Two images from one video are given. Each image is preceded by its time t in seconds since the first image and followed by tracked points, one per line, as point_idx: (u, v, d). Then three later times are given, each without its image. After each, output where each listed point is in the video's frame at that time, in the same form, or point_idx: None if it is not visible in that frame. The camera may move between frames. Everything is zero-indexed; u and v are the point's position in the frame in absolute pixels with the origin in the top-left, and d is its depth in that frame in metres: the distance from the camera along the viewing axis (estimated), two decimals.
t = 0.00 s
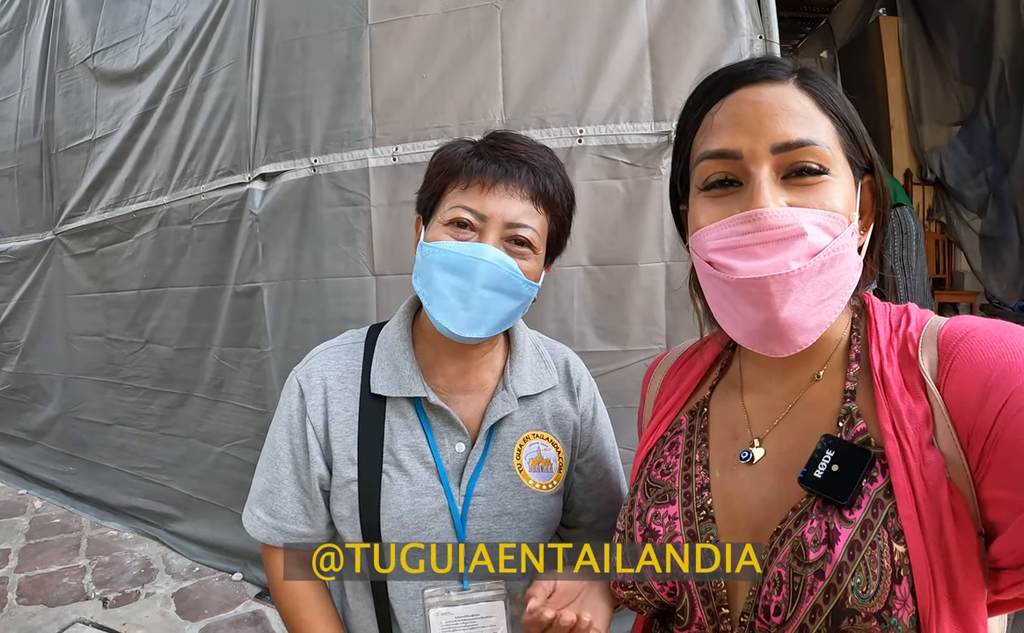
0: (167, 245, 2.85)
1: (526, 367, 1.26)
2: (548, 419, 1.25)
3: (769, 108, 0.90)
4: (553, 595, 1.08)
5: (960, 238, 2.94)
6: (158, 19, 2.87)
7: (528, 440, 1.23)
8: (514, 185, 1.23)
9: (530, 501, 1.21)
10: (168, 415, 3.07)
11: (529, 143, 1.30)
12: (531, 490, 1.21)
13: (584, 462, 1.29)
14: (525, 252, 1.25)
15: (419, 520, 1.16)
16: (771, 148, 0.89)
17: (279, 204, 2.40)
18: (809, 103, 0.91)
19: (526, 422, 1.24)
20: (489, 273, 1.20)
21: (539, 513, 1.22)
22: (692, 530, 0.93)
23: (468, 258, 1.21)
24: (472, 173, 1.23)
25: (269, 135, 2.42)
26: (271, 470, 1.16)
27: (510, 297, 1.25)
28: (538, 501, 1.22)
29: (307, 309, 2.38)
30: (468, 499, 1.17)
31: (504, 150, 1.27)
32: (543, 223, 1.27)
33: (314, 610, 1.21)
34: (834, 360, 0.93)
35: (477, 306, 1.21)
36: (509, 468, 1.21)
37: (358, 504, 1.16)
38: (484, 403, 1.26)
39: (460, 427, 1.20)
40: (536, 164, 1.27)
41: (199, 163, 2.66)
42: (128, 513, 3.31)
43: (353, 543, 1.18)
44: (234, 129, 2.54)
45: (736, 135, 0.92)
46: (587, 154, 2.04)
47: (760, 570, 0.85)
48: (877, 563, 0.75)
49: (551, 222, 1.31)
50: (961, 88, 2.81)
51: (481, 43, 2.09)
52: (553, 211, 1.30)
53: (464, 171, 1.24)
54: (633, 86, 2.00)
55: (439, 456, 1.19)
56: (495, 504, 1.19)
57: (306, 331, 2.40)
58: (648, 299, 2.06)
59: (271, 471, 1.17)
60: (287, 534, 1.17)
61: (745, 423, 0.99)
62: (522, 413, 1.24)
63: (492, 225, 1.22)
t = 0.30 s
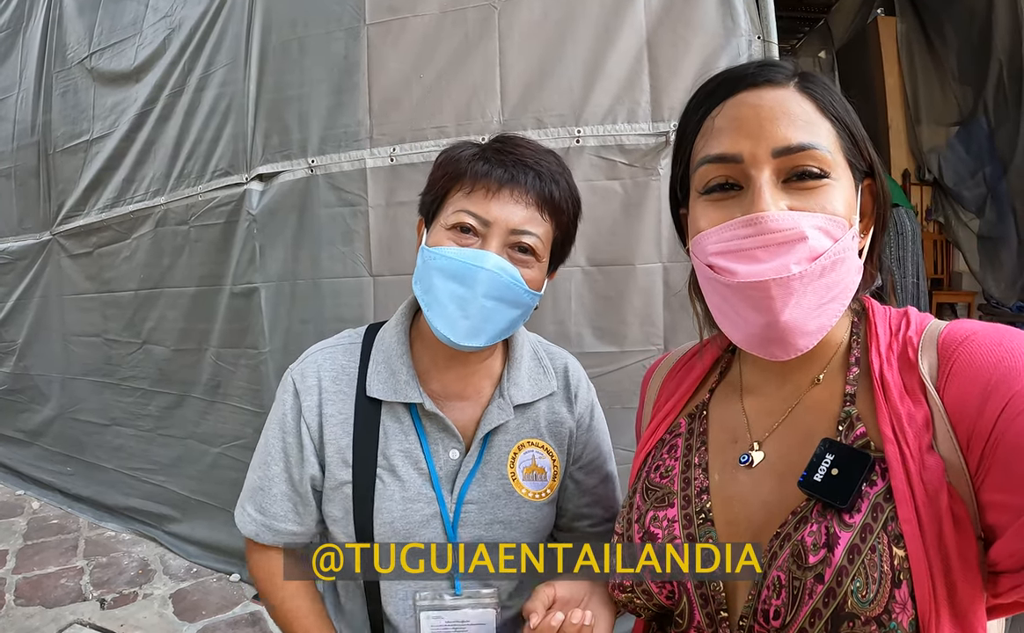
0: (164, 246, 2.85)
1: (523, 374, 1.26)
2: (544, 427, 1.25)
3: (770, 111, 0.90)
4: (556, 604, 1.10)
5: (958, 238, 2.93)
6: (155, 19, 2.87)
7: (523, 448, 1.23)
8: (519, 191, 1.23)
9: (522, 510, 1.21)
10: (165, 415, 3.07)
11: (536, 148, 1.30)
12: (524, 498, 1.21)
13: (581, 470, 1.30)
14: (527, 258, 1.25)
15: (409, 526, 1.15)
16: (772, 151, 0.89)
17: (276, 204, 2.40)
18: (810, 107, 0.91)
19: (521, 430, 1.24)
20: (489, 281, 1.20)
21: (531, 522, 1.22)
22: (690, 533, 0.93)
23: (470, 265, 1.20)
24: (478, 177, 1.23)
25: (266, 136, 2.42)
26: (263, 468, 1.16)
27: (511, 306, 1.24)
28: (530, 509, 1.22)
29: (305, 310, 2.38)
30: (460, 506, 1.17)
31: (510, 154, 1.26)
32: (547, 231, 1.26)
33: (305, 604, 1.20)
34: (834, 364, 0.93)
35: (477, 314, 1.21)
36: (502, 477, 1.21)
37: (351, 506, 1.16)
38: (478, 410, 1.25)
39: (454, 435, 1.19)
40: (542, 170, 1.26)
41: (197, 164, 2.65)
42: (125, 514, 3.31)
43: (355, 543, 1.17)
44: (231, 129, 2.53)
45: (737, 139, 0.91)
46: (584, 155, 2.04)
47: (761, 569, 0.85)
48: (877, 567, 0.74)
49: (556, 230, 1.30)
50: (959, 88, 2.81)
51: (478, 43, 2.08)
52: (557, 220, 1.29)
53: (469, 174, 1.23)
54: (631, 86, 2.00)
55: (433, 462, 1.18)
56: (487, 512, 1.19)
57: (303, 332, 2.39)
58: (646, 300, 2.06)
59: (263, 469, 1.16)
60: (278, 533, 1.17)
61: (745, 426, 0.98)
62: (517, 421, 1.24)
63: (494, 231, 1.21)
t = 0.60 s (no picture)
0: (161, 245, 2.84)
1: (515, 375, 1.27)
2: (533, 426, 1.25)
3: (768, 109, 0.90)
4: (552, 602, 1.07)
5: (955, 237, 2.92)
6: (153, 18, 2.86)
7: (512, 448, 1.24)
8: (521, 199, 1.22)
9: (508, 510, 1.23)
10: (163, 415, 3.06)
11: (540, 153, 1.29)
12: (512, 499, 1.23)
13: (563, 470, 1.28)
14: (524, 268, 1.26)
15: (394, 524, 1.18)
16: (770, 149, 0.89)
17: (274, 204, 2.40)
18: (809, 106, 0.91)
19: (511, 430, 1.25)
20: (484, 289, 1.20)
21: (519, 522, 1.23)
22: (688, 530, 0.93)
23: (466, 273, 1.20)
24: (480, 182, 1.22)
25: (263, 135, 2.42)
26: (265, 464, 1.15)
27: (503, 315, 1.24)
28: (518, 509, 1.23)
29: (302, 309, 2.37)
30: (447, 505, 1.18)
31: (514, 160, 1.25)
32: (547, 240, 1.26)
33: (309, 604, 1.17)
34: (830, 363, 0.93)
35: (470, 321, 1.21)
36: (490, 476, 1.22)
37: (344, 502, 1.18)
38: (469, 409, 1.27)
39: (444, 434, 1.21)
40: (546, 178, 1.25)
41: (194, 163, 2.65)
42: (123, 513, 3.31)
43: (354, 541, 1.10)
44: (229, 129, 2.53)
45: (736, 136, 0.91)
46: (582, 154, 2.04)
47: (761, 569, 0.84)
48: (873, 564, 0.75)
49: (556, 239, 1.30)
50: (957, 88, 2.83)
51: (476, 42, 2.08)
52: (558, 229, 1.29)
53: (471, 178, 1.23)
54: (629, 86, 2.00)
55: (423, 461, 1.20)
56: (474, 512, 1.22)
57: (300, 331, 2.39)
58: (643, 299, 2.06)
59: (263, 466, 1.16)
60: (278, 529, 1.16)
61: (742, 424, 0.98)
62: (508, 421, 1.25)
63: (493, 239, 1.21)
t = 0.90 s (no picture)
0: (159, 244, 2.84)
1: (506, 374, 1.27)
2: (524, 423, 1.25)
3: (764, 134, 0.87)
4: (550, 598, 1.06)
5: (952, 236, 2.93)
6: (150, 17, 2.86)
7: (502, 444, 1.24)
8: (515, 208, 1.21)
9: (500, 507, 1.23)
10: (161, 414, 3.06)
11: (535, 159, 1.28)
12: (502, 495, 1.23)
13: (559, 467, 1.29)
14: (517, 277, 1.25)
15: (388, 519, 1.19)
16: (766, 178, 0.87)
17: (271, 202, 2.40)
18: (803, 123, 0.88)
19: (502, 427, 1.25)
20: (474, 300, 1.20)
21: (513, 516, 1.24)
22: (687, 524, 0.93)
23: (458, 284, 1.20)
24: (475, 189, 1.21)
25: (261, 134, 2.42)
26: (258, 463, 1.15)
27: (495, 324, 1.24)
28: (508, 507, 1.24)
29: (300, 308, 2.37)
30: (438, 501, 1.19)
31: (510, 166, 1.24)
32: (540, 249, 1.26)
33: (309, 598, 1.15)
34: (831, 355, 0.94)
35: (459, 331, 1.23)
36: (481, 473, 1.23)
37: (336, 499, 1.18)
38: (461, 407, 1.28)
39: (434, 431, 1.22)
40: (541, 185, 1.24)
41: (191, 162, 2.65)
42: (120, 513, 3.30)
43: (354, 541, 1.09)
44: (226, 128, 2.53)
45: (730, 165, 0.89)
46: (579, 153, 2.04)
47: (761, 568, 0.83)
48: (871, 555, 0.75)
49: (549, 248, 1.30)
50: (954, 88, 2.84)
51: (473, 41, 2.08)
52: (551, 236, 1.29)
53: (465, 184, 1.22)
54: (626, 84, 2.00)
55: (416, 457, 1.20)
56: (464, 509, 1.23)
57: (298, 330, 2.39)
58: (640, 298, 2.06)
59: (255, 466, 1.15)
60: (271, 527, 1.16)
61: (741, 418, 0.98)
62: (500, 419, 1.25)
63: (485, 247, 1.21)
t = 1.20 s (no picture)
0: (157, 244, 2.84)
1: (501, 371, 1.26)
2: (519, 421, 1.25)
3: (764, 136, 0.87)
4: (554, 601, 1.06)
5: (950, 235, 2.95)
6: (147, 16, 2.86)
7: (498, 442, 1.24)
8: (507, 199, 1.21)
9: (496, 504, 1.24)
10: (159, 414, 3.06)
11: (524, 151, 1.28)
12: (498, 493, 1.23)
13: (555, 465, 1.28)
14: (511, 270, 1.26)
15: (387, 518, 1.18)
16: (767, 182, 0.87)
17: (269, 202, 2.39)
18: (803, 124, 0.88)
19: (497, 425, 1.24)
20: (470, 293, 1.20)
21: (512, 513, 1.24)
22: (688, 524, 0.93)
23: (453, 278, 1.20)
24: (466, 184, 1.21)
25: (259, 133, 2.41)
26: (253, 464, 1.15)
27: (491, 318, 1.25)
28: (504, 504, 1.24)
29: (298, 308, 2.37)
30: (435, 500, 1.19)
31: (501, 160, 1.24)
32: (533, 242, 1.26)
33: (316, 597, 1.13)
34: (832, 354, 0.93)
35: (457, 325, 1.23)
36: (475, 472, 1.23)
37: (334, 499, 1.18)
38: (456, 406, 1.28)
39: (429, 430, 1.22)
40: (532, 178, 1.24)
41: (189, 162, 2.65)
42: (118, 513, 3.30)
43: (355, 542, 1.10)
44: (224, 127, 2.52)
45: (731, 168, 0.89)
46: (577, 152, 2.04)
47: (761, 568, 0.84)
48: (873, 555, 0.75)
49: (542, 240, 1.30)
50: (952, 87, 2.84)
51: (471, 40, 2.08)
52: (544, 230, 1.28)
53: (456, 179, 1.22)
54: (624, 83, 2.00)
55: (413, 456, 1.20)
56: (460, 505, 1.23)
57: (295, 330, 2.38)
58: (638, 297, 2.06)
59: (251, 466, 1.15)
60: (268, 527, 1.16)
61: (742, 417, 0.98)
62: (495, 417, 1.25)
63: (478, 241, 1.22)
